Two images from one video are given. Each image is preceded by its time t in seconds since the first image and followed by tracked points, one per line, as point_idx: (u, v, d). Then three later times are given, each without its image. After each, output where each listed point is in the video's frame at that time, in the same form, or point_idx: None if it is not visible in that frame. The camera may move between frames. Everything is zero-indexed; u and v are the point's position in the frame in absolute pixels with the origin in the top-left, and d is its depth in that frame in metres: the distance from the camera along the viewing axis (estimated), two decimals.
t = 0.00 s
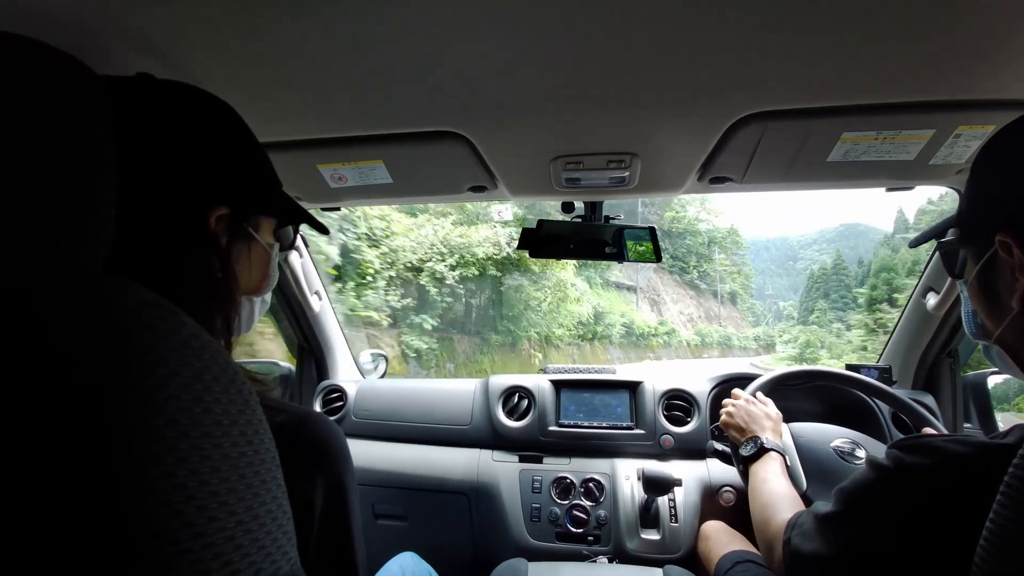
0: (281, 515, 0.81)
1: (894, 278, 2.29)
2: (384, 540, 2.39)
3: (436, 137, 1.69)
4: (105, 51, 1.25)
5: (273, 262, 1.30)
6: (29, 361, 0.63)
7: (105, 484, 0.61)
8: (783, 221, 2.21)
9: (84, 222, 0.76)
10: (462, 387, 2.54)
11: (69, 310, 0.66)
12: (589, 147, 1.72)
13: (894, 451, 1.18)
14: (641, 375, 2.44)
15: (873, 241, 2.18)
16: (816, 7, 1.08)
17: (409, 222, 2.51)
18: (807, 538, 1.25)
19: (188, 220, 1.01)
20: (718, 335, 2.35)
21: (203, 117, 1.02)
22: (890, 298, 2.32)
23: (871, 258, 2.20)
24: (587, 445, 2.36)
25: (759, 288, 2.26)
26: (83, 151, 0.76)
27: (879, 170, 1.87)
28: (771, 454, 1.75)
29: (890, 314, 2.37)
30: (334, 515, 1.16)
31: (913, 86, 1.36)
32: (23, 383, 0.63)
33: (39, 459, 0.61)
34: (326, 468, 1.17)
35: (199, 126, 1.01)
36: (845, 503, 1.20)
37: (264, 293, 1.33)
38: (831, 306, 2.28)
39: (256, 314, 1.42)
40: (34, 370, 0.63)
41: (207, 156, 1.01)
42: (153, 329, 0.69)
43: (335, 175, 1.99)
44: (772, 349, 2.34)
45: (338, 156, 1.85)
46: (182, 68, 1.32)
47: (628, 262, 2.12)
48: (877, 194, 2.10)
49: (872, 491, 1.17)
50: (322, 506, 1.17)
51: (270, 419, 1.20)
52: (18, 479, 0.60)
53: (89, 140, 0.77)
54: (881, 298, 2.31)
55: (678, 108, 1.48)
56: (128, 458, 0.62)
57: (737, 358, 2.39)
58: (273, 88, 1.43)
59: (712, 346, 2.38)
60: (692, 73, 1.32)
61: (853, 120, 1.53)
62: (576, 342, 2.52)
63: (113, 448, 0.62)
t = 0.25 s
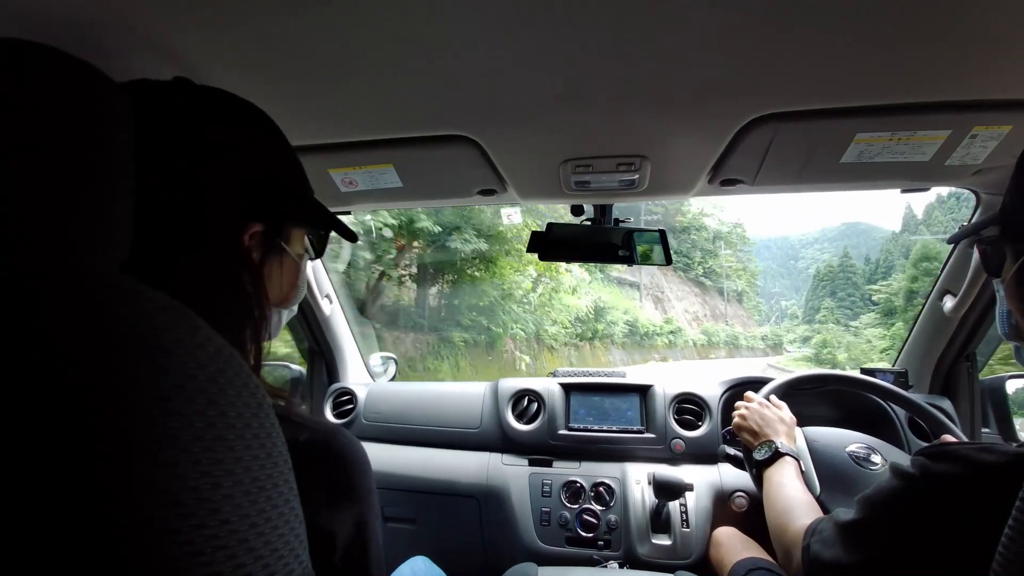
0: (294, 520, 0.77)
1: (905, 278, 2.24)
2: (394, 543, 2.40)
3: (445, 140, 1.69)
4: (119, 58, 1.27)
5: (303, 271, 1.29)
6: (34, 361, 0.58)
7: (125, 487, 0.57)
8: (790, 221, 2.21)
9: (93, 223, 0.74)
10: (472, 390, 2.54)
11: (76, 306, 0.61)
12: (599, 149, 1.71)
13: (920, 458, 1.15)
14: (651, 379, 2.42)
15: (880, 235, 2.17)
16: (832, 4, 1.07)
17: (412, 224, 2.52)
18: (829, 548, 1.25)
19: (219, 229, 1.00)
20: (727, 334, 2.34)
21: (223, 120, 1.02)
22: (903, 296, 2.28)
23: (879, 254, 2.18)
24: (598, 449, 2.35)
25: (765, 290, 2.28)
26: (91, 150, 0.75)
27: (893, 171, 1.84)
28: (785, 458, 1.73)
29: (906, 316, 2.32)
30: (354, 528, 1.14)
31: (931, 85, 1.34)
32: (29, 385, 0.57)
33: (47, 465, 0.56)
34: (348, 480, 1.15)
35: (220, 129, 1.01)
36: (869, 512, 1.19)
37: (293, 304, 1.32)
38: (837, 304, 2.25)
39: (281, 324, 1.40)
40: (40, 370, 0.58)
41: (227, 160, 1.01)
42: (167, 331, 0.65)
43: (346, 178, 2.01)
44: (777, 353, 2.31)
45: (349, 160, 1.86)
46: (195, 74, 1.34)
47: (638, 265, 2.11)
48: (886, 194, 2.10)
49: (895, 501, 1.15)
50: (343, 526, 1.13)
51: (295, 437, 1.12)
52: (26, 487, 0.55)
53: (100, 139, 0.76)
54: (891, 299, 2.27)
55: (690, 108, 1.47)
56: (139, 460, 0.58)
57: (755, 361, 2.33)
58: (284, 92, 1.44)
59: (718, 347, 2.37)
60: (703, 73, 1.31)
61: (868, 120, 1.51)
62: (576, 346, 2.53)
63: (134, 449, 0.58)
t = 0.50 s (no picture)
0: (305, 517, 0.77)
1: (917, 275, 2.18)
2: (405, 542, 2.41)
3: (453, 140, 1.70)
4: (132, 62, 1.29)
5: (327, 284, 1.29)
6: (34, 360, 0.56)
7: (127, 486, 0.56)
8: (791, 220, 2.19)
9: (95, 222, 0.75)
10: (482, 390, 2.54)
11: (82, 304, 0.60)
12: (607, 147, 1.71)
13: (933, 449, 1.12)
14: (662, 378, 2.41)
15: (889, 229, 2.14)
16: None
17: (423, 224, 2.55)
18: (835, 534, 1.22)
19: (235, 234, 1.00)
20: (732, 333, 2.31)
21: (241, 124, 1.02)
22: (917, 290, 2.22)
23: (884, 250, 2.15)
24: (608, 448, 2.34)
25: (771, 288, 2.24)
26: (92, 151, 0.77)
27: (906, 166, 1.82)
28: (796, 449, 1.71)
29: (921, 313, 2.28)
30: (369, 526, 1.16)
31: (946, 78, 1.31)
32: (28, 384, 0.55)
33: (46, 467, 0.54)
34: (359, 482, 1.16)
35: (241, 134, 1.01)
36: (880, 501, 1.16)
37: (314, 315, 1.32)
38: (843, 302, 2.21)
39: (302, 332, 1.42)
40: (39, 368, 0.56)
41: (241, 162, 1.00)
42: (179, 329, 0.65)
43: (355, 179, 2.02)
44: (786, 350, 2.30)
45: (359, 161, 1.87)
46: (206, 77, 1.36)
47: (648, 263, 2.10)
48: (900, 188, 2.06)
49: (907, 490, 1.12)
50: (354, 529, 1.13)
51: (308, 439, 1.13)
52: (24, 491, 0.53)
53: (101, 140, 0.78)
54: (903, 296, 2.22)
55: (700, 104, 1.45)
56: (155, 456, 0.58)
57: (765, 360, 2.31)
58: (293, 93, 1.45)
59: (726, 345, 2.34)
60: (712, 69, 1.30)
61: (881, 114, 1.48)
62: (584, 343, 2.51)
63: (138, 449, 0.57)
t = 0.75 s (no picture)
0: (316, 517, 0.77)
1: (926, 275, 2.15)
2: (415, 542, 2.42)
3: (463, 141, 1.70)
4: (147, 65, 1.31)
5: (325, 281, 1.33)
6: (40, 358, 0.58)
7: (127, 484, 0.57)
8: (792, 220, 2.19)
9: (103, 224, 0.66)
10: (491, 390, 2.55)
11: (88, 304, 0.61)
12: (617, 147, 1.70)
13: (946, 459, 1.10)
14: (672, 379, 2.39)
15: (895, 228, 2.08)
16: None
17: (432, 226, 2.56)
18: (842, 532, 1.22)
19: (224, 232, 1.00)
20: (739, 329, 2.29)
21: (242, 127, 1.03)
22: (930, 289, 2.18)
23: (888, 248, 2.10)
24: (617, 450, 2.33)
25: (775, 285, 2.21)
26: (129, 136, 0.68)
27: (922, 165, 1.79)
28: (807, 448, 1.68)
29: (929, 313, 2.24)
30: (373, 526, 1.16)
31: (964, 76, 1.29)
32: (31, 383, 0.58)
33: (46, 463, 0.56)
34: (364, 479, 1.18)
35: (244, 138, 1.02)
36: (889, 503, 1.15)
37: (312, 310, 1.36)
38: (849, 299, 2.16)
39: (300, 330, 1.44)
40: (42, 367, 0.58)
41: (240, 163, 1.01)
42: (194, 327, 0.66)
43: (366, 180, 2.03)
44: (792, 350, 2.27)
45: (369, 162, 1.88)
46: (219, 79, 1.37)
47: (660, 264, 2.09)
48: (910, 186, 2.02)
49: (916, 496, 1.11)
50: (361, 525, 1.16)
51: (312, 433, 1.19)
52: (24, 485, 0.56)
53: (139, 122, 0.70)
54: (914, 296, 2.18)
55: (712, 104, 1.44)
56: (169, 454, 0.59)
57: (771, 360, 2.29)
58: (306, 96, 1.46)
59: (729, 344, 2.33)
60: (724, 69, 1.29)
61: (896, 112, 1.46)
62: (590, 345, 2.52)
63: (136, 448, 0.57)
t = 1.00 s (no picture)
0: (328, 515, 0.78)
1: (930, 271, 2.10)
2: (426, 542, 2.43)
3: (472, 142, 1.71)
4: (160, 69, 1.33)
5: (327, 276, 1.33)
6: (39, 359, 0.58)
7: (133, 484, 0.56)
8: (800, 218, 2.17)
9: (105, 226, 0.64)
10: (502, 391, 2.55)
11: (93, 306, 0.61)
12: (627, 147, 1.69)
13: (965, 455, 1.08)
14: (683, 380, 2.38)
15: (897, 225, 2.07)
16: None
17: (439, 226, 2.56)
18: (858, 529, 1.21)
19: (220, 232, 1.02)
20: (742, 329, 2.27)
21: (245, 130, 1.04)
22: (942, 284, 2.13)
23: (891, 245, 2.09)
24: (629, 450, 2.32)
25: (776, 284, 2.21)
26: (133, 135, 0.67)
27: (938, 161, 1.76)
28: (824, 445, 1.66)
29: (939, 310, 2.18)
30: (384, 519, 1.18)
31: (982, 70, 1.27)
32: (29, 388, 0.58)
33: (44, 465, 0.55)
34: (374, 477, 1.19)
35: (248, 139, 1.03)
36: (905, 499, 1.13)
37: (317, 307, 1.36)
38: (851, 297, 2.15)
39: (308, 326, 1.46)
40: (41, 367, 0.58)
41: (239, 163, 1.02)
42: (210, 329, 0.68)
43: (376, 182, 2.04)
44: (798, 348, 2.25)
45: (379, 164, 1.89)
46: (231, 83, 1.39)
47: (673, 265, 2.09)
48: (907, 184, 2.00)
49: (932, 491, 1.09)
50: (371, 522, 1.18)
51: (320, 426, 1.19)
52: (19, 488, 0.55)
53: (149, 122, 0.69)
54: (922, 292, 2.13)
55: (723, 101, 1.43)
56: (186, 450, 0.59)
57: (777, 361, 2.28)
58: (316, 98, 1.47)
59: (734, 345, 2.31)
60: (736, 66, 1.28)
61: (912, 107, 1.44)
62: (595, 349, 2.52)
63: (140, 449, 0.57)
